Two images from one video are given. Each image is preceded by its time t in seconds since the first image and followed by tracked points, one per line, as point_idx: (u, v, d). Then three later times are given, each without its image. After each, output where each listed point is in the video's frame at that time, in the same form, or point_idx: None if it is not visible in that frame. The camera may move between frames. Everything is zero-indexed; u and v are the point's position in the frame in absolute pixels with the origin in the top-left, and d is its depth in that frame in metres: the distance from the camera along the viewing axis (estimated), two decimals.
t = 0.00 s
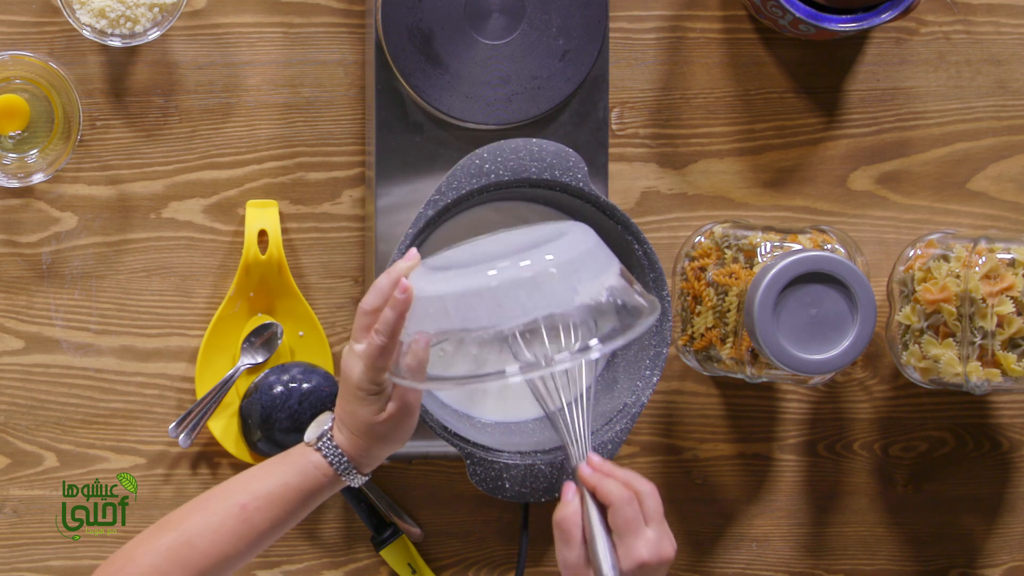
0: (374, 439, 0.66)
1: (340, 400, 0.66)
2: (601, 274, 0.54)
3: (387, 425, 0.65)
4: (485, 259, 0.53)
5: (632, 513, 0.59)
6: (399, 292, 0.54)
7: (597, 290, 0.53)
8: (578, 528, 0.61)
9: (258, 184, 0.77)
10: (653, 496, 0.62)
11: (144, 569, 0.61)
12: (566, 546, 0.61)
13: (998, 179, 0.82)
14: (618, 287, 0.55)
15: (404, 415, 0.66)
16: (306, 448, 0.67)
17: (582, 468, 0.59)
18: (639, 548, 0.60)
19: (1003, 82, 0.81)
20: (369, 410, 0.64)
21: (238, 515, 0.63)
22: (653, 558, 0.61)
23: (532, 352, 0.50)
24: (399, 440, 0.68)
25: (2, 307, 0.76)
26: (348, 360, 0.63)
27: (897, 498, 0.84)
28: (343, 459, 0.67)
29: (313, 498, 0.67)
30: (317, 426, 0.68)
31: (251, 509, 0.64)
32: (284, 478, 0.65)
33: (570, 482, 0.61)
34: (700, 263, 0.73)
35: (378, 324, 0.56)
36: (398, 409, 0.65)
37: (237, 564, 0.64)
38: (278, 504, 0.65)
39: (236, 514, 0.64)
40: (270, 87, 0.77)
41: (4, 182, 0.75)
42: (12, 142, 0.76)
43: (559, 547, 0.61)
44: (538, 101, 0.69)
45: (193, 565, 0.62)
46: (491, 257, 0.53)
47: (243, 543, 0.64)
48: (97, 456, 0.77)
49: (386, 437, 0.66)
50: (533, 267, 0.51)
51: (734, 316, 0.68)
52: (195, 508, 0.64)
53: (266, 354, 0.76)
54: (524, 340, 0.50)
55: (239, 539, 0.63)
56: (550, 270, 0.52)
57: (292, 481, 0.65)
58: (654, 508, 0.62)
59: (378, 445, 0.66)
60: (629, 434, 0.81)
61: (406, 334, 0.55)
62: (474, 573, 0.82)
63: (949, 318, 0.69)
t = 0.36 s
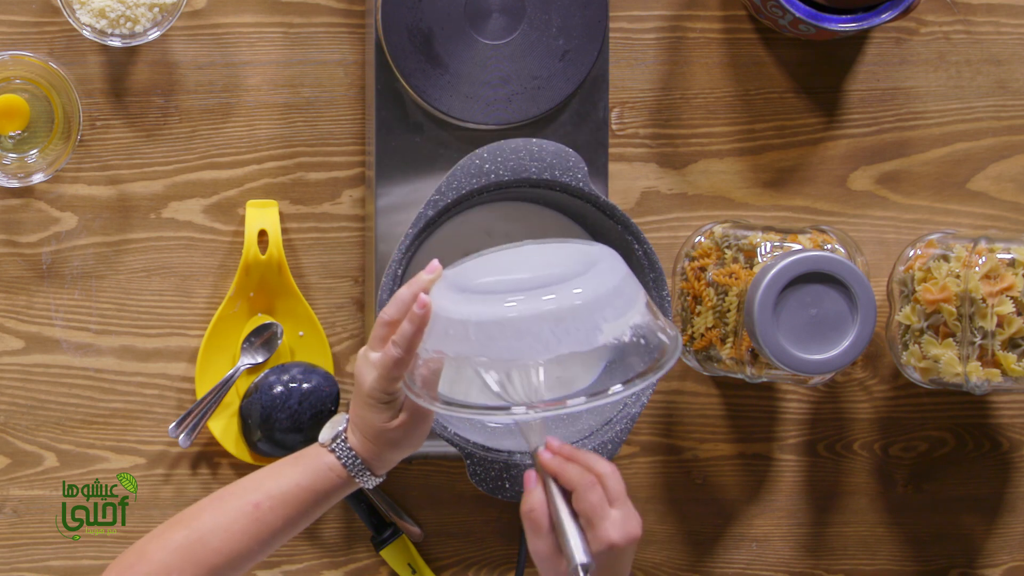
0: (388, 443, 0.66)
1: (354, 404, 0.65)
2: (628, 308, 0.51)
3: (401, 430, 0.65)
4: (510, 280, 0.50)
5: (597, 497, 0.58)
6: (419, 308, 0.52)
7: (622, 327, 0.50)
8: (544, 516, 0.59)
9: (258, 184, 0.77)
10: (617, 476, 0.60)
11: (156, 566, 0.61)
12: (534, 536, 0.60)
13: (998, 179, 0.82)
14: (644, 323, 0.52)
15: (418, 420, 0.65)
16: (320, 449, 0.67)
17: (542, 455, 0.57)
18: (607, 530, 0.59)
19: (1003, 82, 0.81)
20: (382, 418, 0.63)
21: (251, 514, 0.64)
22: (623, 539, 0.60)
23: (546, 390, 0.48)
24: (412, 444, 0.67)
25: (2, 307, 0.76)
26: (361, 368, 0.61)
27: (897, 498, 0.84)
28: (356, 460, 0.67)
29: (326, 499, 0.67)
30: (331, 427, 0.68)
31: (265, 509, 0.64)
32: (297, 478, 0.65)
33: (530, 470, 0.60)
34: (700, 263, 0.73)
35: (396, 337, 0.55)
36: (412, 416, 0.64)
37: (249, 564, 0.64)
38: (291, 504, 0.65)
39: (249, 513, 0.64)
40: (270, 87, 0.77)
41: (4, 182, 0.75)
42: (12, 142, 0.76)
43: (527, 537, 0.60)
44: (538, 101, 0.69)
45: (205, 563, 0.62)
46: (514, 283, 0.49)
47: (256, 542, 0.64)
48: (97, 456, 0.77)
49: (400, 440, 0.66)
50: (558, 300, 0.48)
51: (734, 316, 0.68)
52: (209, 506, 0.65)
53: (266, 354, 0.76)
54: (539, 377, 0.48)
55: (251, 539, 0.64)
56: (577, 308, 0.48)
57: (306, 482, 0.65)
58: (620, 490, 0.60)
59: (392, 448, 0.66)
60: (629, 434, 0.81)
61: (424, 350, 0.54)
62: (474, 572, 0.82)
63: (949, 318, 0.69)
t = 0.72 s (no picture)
0: (396, 448, 0.65)
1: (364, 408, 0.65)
2: (632, 298, 0.52)
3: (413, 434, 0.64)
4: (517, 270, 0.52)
5: (619, 539, 0.60)
6: (425, 296, 0.53)
7: (627, 314, 0.51)
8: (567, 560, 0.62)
9: (258, 184, 0.77)
10: (639, 518, 0.63)
11: (163, 566, 0.62)
12: None
13: (998, 179, 0.82)
14: (649, 314, 0.53)
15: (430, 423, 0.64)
16: (332, 455, 0.67)
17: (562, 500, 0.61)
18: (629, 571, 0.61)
19: (1003, 82, 0.81)
20: (390, 418, 0.63)
21: (259, 516, 0.64)
22: None
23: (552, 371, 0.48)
24: (422, 451, 0.66)
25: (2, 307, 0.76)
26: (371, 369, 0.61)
27: (897, 498, 0.84)
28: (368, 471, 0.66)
29: (336, 505, 0.66)
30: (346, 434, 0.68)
31: (273, 511, 0.64)
32: (308, 483, 0.65)
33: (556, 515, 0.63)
34: (700, 263, 0.73)
35: (403, 330, 0.56)
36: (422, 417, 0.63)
37: (256, 568, 0.64)
38: (300, 508, 0.65)
39: (257, 515, 0.64)
40: (271, 87, 0.77)
41: (4, 182, 0.75)
42: (12, 142, 0.76)
43: None
44: (538, 101, 0.70)
45: (212, 564, 0.62)
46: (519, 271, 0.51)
47: (262, 546, 0.64)
48: (97, 456, 0.77)
49: (409, 445, 0.65)
50: (562, 285, 0.49)
51: (734, 316, 0.68)
52: (219, 508, 0.65)
53: (266, 354, 0.76)
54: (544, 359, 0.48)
55: (258, 542, 0.64)
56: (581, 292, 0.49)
57: (316, 487, 0.65)
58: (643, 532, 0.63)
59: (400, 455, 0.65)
60: (629, 434, 0.81)
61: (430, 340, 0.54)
62: (474, 572, 0.82)
63: (949, 318, 0.69)
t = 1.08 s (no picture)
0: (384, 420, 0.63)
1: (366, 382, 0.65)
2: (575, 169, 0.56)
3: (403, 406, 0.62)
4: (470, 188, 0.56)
5: (630, 508, 0.60)
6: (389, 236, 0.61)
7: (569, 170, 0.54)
8: (577, 522, 0.62)
9: (258, 184, 0.77)
10: (652, 490, 0.62)
11: (166, 558, 0.63)
12: (567, 542, 0.63)
13: (998, 179, 0.82)
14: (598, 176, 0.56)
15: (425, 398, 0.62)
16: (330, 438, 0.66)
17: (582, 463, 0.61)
18: (637, 542, 0.60)
19: (1003, 82, 0.81)
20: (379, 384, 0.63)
21: (254, 502, 0.64)
22: (652, 552, 0.61)
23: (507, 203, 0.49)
24: (410, 428, 0.63)
25: (2, 307, 0.76)
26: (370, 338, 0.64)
27: (897, 498, 0.84)
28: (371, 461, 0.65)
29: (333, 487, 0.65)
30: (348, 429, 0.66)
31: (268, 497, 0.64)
32: (303, 466, 0.65)
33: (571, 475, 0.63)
34: (700, 263, 0.73)
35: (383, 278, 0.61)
36: (410, 386, 0.61)
37: (256, 555, 0.64)
38: (295, 492, 0.64)
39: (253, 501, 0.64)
40: (271, 87, 0.77)
41: (4, 182, 0.75)
42: (12, 142, 0.76)
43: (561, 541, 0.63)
44: (538, 101, 0.69)
45: (211, 554, 0.63)
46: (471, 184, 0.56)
47: (259, 532, 0.64)
48: (97, 456, 0.77)
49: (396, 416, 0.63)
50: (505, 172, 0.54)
51: (734, 316, 0.68)
52: (219, 497, 0.65)
53: (266, 354, 0.76)
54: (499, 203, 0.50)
55: (255, 528, 0.64)
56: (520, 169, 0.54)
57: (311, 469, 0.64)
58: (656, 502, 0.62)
59: (389, 428, 0.63)
60: (629, 434, 0.81)
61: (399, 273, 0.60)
62: (474, 573, 0.82)
63: (949, 318, 0.69)
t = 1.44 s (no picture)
0: (339, 400, 0.59)
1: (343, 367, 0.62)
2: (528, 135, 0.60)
3: (358, 386, 0.59)
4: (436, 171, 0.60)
5: (602, 497, 0.58)
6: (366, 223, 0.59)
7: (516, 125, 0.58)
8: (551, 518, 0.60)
9: (258, 184, 0.77)
10: (620, 475, 0.60)
11: (138, 558, 0.62)
12: (545, 537, 0.60)
13: (998, 179, 0.82)
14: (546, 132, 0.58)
15: (383, 382, 0.58)
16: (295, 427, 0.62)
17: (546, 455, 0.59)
18: (615, 529, 0.60)
19: (1003, 82, 0.81)
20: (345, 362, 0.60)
21: (216, 494, 0.62)
22: (629, 536, 0.60)
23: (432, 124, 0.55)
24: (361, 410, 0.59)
25: (2, 307, 0.76)
26: (347, 323, 0.64)
27: (896, 498, 0.84)
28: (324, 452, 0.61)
29: (299, 480, 0.62)
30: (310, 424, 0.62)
31: (230, 488, 0.62)
32: (267, 457, 0.62)
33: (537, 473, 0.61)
34: (700, 263, 0.73)
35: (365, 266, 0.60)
36: (367, 364, 0.58)
37: (226, 551, 0.62)
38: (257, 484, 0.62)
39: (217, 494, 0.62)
40: (270, 87, 0.77)
41: (4, 182, 0.75)
42: (12, 142, 0.76)
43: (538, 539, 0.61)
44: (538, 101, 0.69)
45: (180, 551, 0.61)
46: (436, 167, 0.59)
47: (225, 526, 0.62)
48: (97, 456, 0.77)
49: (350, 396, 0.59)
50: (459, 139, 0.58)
51: (734, 316, 0.68)
52: (190, 493, 0.64)
53: (266, 354, 0.76)
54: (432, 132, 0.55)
55: (217, 522, 0.61)
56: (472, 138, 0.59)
57: (272, 457, 0.62)
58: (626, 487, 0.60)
59: (341, 409, 0.59)
60: (629, 434, 0.81)
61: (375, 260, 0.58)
62: (474, 572, 0.82)
63: (949, 318, 0.69)
